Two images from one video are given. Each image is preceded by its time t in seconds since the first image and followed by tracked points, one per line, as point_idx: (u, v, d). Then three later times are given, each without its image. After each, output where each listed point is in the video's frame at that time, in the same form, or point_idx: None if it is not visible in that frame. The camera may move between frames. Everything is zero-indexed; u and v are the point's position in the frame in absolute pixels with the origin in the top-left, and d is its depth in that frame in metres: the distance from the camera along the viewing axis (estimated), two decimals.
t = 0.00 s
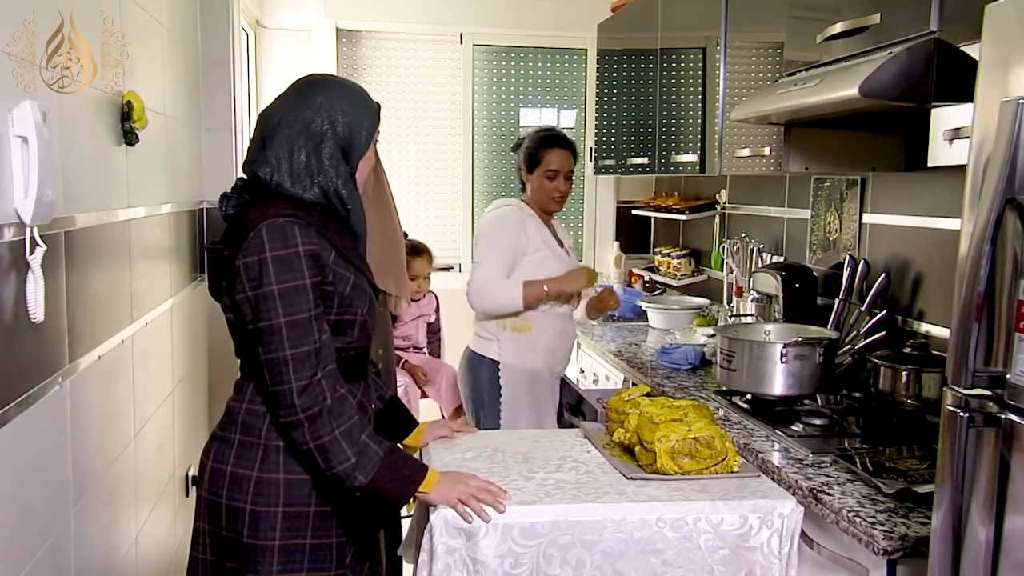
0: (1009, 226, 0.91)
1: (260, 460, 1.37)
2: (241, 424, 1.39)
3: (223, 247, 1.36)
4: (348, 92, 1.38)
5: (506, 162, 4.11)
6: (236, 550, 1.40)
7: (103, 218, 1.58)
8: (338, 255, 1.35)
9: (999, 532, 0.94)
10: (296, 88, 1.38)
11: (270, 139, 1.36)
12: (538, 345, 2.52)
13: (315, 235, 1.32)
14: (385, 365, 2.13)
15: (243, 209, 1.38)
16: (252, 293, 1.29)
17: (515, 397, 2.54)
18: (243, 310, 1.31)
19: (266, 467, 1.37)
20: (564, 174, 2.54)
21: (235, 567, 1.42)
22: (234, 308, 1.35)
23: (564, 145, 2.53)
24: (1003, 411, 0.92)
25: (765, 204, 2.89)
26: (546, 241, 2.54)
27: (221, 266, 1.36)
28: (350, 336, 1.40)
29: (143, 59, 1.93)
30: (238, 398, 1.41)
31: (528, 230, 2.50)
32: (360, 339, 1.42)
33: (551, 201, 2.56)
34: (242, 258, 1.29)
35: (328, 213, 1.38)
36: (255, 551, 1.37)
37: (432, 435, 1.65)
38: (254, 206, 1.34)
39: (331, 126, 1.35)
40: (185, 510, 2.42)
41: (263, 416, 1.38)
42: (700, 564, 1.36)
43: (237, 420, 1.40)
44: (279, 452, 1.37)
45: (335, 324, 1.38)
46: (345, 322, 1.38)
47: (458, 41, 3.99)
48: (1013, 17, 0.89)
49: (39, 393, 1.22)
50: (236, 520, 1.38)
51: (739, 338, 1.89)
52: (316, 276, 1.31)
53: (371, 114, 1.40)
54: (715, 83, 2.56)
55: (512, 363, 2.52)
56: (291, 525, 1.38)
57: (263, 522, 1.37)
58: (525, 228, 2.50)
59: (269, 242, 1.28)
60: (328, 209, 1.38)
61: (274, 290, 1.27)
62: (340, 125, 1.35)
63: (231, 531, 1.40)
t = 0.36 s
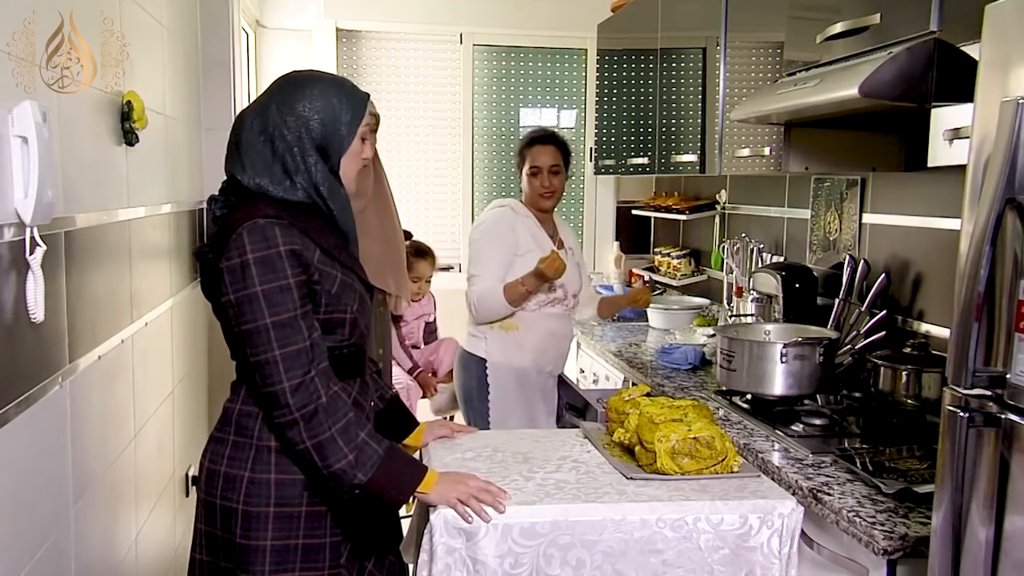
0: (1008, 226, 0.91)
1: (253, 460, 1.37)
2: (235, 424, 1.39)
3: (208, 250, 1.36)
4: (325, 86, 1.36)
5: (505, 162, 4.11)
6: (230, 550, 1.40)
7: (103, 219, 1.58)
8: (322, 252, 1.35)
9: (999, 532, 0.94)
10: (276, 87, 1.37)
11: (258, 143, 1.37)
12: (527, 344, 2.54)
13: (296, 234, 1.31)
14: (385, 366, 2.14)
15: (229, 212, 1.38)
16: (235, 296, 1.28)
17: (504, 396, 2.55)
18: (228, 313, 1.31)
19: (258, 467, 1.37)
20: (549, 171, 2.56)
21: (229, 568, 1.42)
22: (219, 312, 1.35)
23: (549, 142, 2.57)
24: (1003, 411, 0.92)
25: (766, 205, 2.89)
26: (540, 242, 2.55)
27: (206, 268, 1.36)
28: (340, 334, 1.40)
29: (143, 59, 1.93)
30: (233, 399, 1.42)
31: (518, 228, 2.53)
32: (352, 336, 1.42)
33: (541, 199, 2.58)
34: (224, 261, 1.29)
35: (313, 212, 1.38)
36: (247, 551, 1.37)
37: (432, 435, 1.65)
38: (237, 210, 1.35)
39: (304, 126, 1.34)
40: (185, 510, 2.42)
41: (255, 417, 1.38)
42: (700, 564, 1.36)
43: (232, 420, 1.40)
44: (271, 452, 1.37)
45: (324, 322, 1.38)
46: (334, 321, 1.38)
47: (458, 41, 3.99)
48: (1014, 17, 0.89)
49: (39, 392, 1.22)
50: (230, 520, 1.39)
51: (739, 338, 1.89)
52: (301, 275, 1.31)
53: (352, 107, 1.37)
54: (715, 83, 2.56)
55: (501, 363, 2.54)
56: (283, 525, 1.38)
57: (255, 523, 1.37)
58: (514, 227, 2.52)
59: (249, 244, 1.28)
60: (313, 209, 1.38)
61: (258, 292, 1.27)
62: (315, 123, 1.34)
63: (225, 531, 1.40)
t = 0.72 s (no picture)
0: (1008, 226, 0.91)
1: (248, 459, 1.37)
2: (231, 424, 1.40)
3: (206, 250, 1.36)
4: (318, 84, 1.35)
5: (506, 162, 4.11)
6: (224, 549, 1.40)
7: (103, 219, 1.58)
8: (319, 251, 1.35)
9: (999, 533, 0.94)
10: (277, 86, 1.37)
11: (258, 142, 1.37)
12: (515, 344, 2.54)
13: (292, 233, 1.31)
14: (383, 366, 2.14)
15: (227, 212, 1.38)
16: (232, 295, 1.28)
17: (493, 395, 2.56)
18: (226, 313, 1.30)
19: (253, 466, 1.37)
20: (548, 170, 2.56)
21: (224, 567, 1.42)
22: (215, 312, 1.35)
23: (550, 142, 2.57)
24: (1003, 411, 0.92)
25: (766, 205, 2.89)
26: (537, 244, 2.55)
27: (203, 267, 1.36)
28: (337, 333, 1.40)
29: (143, 59, 1.93)
30: (230, 398, 1.42)
31: (514, 228, 2.53)
32: (350, 336, 1.42)
33: (540, 199, 2.58)
34: (221, 261, 1.30)
35: (311, 212, 1.37)
36: (242, 550, 1.37)
37: (432, 436, 1.65)
38: (235, 207, 1.35)
39: (301, 125, 1.33)
40: (185, 510, 2.42)
41: (251, 416, 1.38)
42: (699, 564, 1.36)
43: (228, 420, 1.40)
44: (266, 451, 1.37)
45: (322, 322, 1.38)
46: (332, 320, 1.38)
47: (458, 41, 3.99)
48: (1014, 18, 0.89)
49: (39, 393, 1.22)
50: (224, 519, 1.39)
51: (739, 338, 1.89)
52: (297, 274, 1.31)
53: (351, 105, 1.36)
54: (715, 82, 2.56)
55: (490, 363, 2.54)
56: (277, 524, 1.38)
57: (248, 522, 1.37)
58: (511, 226, 2.52)
59: (245, 243, 1.28)
60: (311, 209, 1.38)
61: (255, 291, 1.27)
62: (314, 121, 1.34)
63: (220, 530, 1.40)
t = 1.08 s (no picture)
0: (1008, 225, 0.91)
1: (247, 457, 1.37)
2: (231, 422, 1.40)
3: (213, 247, 1.36)
4: (332, 86, 1.36)
5: (506, 162, 4.11)
6: (223, 548, 1.40)
7: (103, 219, 1.58)
8: (327, 252, 1.35)
9: (999, 533, 0.94)
10: (289, 87, 1.38)
11: (263, 143, 1.36)
12: (509, 345, 2.55)
13: (300, 233, 1.32)
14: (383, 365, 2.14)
15: (235, 209, 1.37)
16: (238, 293, 1.28)
17: (486, 394, 2.57)
18: (232, 310, 1.30)
19: (253, 464, 1.37)
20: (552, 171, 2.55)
21: (223, 566, 1.42)
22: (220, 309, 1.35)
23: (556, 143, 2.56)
24: (1003, 411, 0.92)
25: (766, 205, 2.89)
26: (535, 245, 2.55)
27: (209, 264, 1.36)
28: (341, 334, 1.40)
29: (143, 59, 1.93)
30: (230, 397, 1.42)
31: (512, 228, 2.53)
32: (354, 337, 1.42)
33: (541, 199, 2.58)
34: (228, 258, 1.29)
35: (319, 213, 1.37)
36: (241, 549, 1.37)
37: (431, 435, 1.65)
38: (244, 206, 1.35)
39: (315, 126, 1.34)
40: (184, 510, 2.42)
41: (251, 415, 1.38)
42: (699, 564, 1.36)
43: (228, 418, 1.40)
44: (266, 450, 1.37)
45: (326, 322, 1.38)
46: (336, 321, 1.38)
47: (458, 41, 3.99)
48: (1013, 17, 0.89)
49: (39, 393, 1.22)
50: (224, 518, 1.39)
51: (739, 338, 1.89)
52: (304, 274, 1.31)
53: (364, 110, 1.37)
54: (715, 82, 2.56)
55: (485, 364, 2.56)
56: (276, 523, 1.38)
57: (247, 520, 1.37)
58: (508, 226, 2.52)
59: (253, 242, 1.28)
60: (320, 210, 1.38)
61: (261, 289, 1.27)
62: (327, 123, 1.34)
63: (219, 528, 1.40)
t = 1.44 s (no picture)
0: (1008, 225, 0.91)
1: (252, 457, 1.37)
2: (235, 422, 1.39)
3: (215, 247, 1.35)
4: (331, 85, 1.36)
5: (506, 162, 4.11)
6: (228, 548, 1.40)
7: (103, 218, 1.58)
8: (329, 252, 1.35)
9: (999, 533, 0.94)
10: (288, 86, 1.38)
11: (265, 142, 1.36)
12: (515, 352, 2.53)
13: (302, 233, 1.31)
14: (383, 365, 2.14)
15: (236, 209, 1.37)
16: (241, 292, 1.28)
17: (489, 398, 2.56)
18: (234, 310, 1.30)
19: (257, 463, 1.37)
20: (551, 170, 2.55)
21: (228, 565, 1.42)
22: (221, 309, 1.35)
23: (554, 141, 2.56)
24: (1003, 411, 0.92)
25: (766, 205, 2.89)
26: (535, 247, 2.56)
27: (212, 264, 1.35)
28: (343, 333, 1.40)
29: (143, 59, 1.93)
30: (233, 397, 1.42)
31: (512, 230, 2.53)
32: (356, 336, 1.42)
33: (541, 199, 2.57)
34: (230, 258, 1.29)
35: (320, 212, 1.37)
36: (246, 548, 1.38)
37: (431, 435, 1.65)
38: (245, 206, 1.34)
39: (315, 125, 1.34)
40: (185, 510, 2.42)
41: (255, 415, 1.38)
42: (700, 564, 1.36)
43: (232, 418, 1.40)
44: (270, 449, 1.37)
45: (328, 322, 1.38)
46: (338, 320, 1.38)
47: (458, 41, 3.99)
48: (1013, 17, 0.89)
49: (39, 393, 1.22)
50: (228, 517, 1.39)
51: (739, 338, 1.89)
52: (306, 274, 1.31)
53: (363, 109, 1.37)
54: (715, 82, 2.56)
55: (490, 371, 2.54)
56: (280, 523, 1.38)
57: (253, 520, 1.37)
58: (508, 228, 2.53)
59: (254, 242, 1.28)
60: (320, 209, 1.38)
61: (263, 289, 1.27)
62: (326, 122, 1.34)
63: (224, 528, 1.40)
